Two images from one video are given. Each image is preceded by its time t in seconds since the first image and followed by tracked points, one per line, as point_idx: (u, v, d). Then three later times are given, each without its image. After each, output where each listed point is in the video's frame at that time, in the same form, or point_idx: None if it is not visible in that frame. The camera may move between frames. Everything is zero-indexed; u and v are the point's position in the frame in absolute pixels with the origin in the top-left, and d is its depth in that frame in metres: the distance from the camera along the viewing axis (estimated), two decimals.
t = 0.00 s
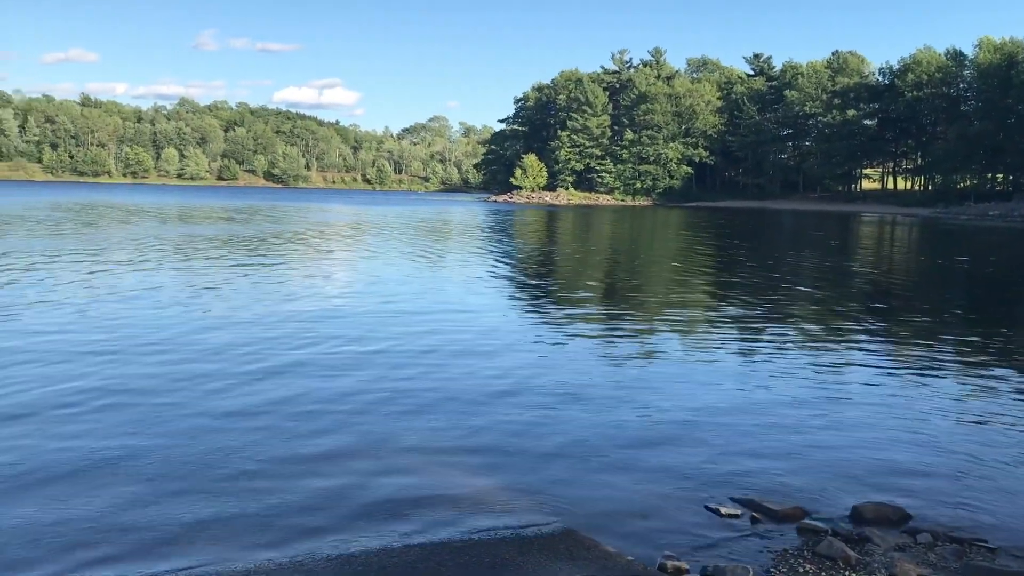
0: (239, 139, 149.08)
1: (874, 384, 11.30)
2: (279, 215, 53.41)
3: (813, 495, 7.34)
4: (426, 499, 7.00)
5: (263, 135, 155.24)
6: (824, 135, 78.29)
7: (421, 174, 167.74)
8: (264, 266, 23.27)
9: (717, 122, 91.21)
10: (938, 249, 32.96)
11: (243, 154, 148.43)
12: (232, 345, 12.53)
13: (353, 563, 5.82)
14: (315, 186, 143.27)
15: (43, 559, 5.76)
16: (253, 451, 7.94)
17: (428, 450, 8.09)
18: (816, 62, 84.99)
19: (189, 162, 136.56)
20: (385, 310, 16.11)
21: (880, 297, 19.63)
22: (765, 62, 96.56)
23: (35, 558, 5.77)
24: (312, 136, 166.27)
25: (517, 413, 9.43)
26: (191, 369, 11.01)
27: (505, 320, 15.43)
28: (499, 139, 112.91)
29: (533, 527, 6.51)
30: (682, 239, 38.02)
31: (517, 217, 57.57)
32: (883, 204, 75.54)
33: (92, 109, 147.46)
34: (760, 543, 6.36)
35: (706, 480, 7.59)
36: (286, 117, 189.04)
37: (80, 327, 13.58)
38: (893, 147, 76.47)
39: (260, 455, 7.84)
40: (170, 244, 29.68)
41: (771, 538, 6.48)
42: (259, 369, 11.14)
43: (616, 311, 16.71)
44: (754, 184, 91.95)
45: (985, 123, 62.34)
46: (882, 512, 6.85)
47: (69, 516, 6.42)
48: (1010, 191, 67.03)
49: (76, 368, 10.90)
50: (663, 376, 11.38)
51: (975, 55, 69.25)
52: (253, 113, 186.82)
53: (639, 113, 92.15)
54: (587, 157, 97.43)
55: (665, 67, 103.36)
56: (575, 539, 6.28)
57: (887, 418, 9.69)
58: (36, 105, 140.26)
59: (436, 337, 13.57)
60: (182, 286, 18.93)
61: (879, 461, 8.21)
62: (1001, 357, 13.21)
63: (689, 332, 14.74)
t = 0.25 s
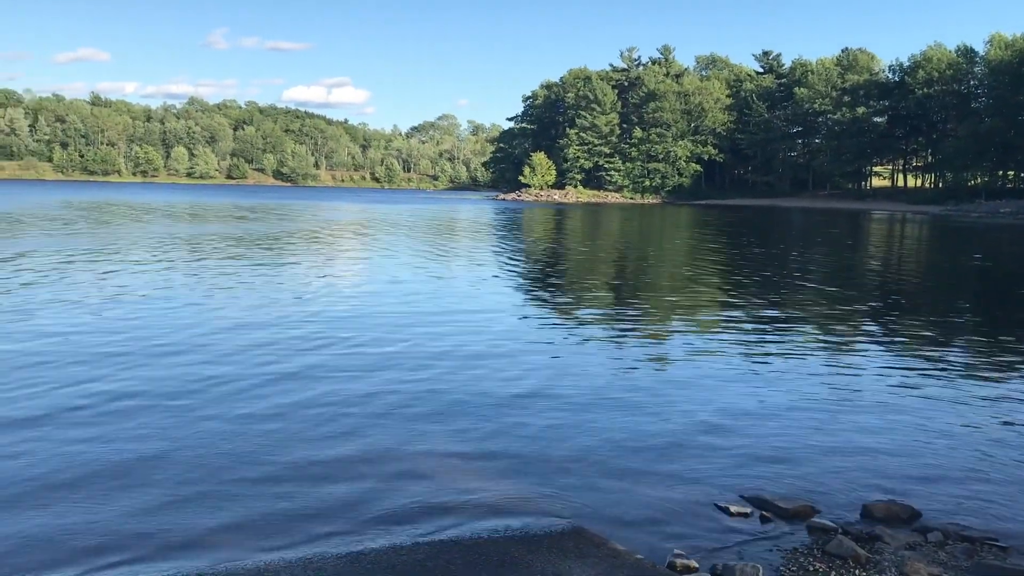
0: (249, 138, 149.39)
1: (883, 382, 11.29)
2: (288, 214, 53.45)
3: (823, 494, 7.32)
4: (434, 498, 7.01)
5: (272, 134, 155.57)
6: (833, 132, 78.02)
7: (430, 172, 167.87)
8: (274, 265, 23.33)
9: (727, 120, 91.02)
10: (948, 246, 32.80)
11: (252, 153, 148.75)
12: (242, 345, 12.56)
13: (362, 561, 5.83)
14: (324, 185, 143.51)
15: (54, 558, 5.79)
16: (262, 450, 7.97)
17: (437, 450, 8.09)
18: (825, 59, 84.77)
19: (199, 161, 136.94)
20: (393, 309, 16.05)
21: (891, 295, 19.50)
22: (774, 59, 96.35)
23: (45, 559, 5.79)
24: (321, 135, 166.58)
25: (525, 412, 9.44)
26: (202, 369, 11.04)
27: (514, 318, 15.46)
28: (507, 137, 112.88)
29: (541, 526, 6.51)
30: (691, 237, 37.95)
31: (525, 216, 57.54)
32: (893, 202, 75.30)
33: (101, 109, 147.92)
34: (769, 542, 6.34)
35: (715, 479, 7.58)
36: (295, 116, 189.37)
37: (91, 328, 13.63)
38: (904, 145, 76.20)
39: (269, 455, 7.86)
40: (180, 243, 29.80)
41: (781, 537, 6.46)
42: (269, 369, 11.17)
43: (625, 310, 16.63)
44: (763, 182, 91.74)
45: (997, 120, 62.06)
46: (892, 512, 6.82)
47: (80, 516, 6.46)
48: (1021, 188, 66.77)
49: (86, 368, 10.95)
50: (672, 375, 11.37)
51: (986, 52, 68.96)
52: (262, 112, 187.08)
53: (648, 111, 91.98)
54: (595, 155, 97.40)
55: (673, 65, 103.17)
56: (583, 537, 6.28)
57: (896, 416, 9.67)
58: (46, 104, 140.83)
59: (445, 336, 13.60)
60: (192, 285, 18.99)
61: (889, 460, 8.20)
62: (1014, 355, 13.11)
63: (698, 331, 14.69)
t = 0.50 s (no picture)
0: (255, 138, 149.65)
1: (889, 381, 11.28)
2: (294, 212, 53.59)
3: (829, 493, 7.31)
4: (440, 496, 7.02)
5: (278, 133, 155.82)
6: (840, 131, 77.82)
7: (435, 172, 168.08)
8: (280, 264, 23.39)
9: (733, 119, 90.94)
10: (955, 246, 32.71)
11: (258, 153, 149.00)
12: (247, 343, 12.58)
13: (368, 560, 5.85)
14: (330, 185, 143.68)
15: (59, 557, 5.80)
16: (267, 448, 7.98)
17: (442, 447, 8.14)
18: (832, 58, 84.69)
19: (205, 160, 137.18)
20: (398, 308, 16.02)
21: (897, 295, 19.40)
22: (780, 58, 96.28)
23: (51, 557, 5.81)
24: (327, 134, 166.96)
25: (531, 411, 9.44)
26: (207, 367, 11.08)
27: (520, 317, 15.48)
28: (513, 136, 112.94)
29: (546, 525, 6.51)
30: (697, 236, 37.95)
31: (531, 215, 57.57)
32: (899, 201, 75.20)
33: (108, 108, 148.17)
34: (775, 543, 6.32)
35: (720, 477, 7.59)
36: (301, 116, 189.59)
37: (97, 326, 13.67)
38: (911, 144, 76.12)
39: (275, 452, 7.87)
40: (187, 242, 29.90)
41: (786, 536, 6.46)
42: (274, 367, 11.18)
43: (629, 309, 16.59)
44: (769, 181, 91.62)
45: (1004, 119, 61.88)
46: (898, 511, 6.81)
47: (85, 514, 6.48)
48: None
49: (91, 366, 10.98)
50: (677, 373, 11.37)
51: (993, 50, 68.84)
52: (268, 112, 187.40)
53: (655, 110, 91.90)
54: (602, 154, 97.51)
55: (679, 64, 103.05)
56: (588, 536, 6.29)
57: (902, 415, 9.66)
58: (53, 104, 141.25)
59: (451, 334, 13.63)
60: (199, 284, 19.04)
61: (895, 458, 8.18)
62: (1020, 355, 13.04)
63: (703, 330, 14.66)
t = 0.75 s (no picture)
0: (257, 139, 149.66)
1: (890, 381, 11.30)
2: (296, 213, 53.62)
3: (831, 495, 7.32)
4: (441, 498, 7.02)
5: (280, 133, 155.94)
6: (841, 132, 77.21)
7: (437, 172, 168.06)
8: (281, 264, 23.45)
9: (734, 120, 90.86)
10: (957, 247, 32.62)
11: (260, 154, 149.00)
12: (248, 345, 12.59)
13: (370, 561, 5.85)
14: (332, 186, 143.66)
15: (60, 559, 5.79)
16: (269, 450, 7.98)
17: (444, 449, 8.15)
18: (834, 59, 84.64)
19: (207, 161, 137.22)
20: (399, 310, 16.00)
21: (899, 296, 19.33)
22: (782, 59, 96.25)
23: (51, 560, 5.80)
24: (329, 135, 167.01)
25: (532, 412, 9.45)
26: (210, 369, 11.08)
27: (521, 318, 15.53)
28: (515, 137, 112.90)
29: (548, 526, 6.51)
30: (698, 237, 37.90)
31: (533, 216, 57.59)
32: (901, 202, 75.08)
33: (110, 109, 148.25)
34: (776, 544, 6.32)
35: (721, 478, 7.59)
36: (303, 117, 189.62)
37: (97, 328, 13.67)
38: (913, 146, 76.05)
39: (275, 455, 7.87)
40: (190, 243, 29.94)
41: (788, 536, 6.46)
42: (275, 369, 11.19)
43: (631, 311, 16.56)
44: (771, 183, 91.62)
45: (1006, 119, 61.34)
46: (899, 512, 6.81)
47: (85, 516, 6.47)
48: None
49: (92, 369, 10.98)
50: (678, 374, 11.39)
51: (995, 51, 68.71)
52: (270, 113, 187.44)
53: (656, 111, 91.81)
54: (604, 155, 97.61)
55: (681, 65, 103.04)
56: (591, 537, 6.28)
57: (903, 416, 9.66)
58: (55, 105, 141.36)
59: (452, 335, 13.66)
60: (201, 285, 19.06)
61: (895, 460, 8.19)
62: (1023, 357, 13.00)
63: (705, 331, 14.64)
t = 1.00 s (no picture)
0: (258, 140, 149.76)
1: (892, 382, 11.29)
2: (299, 214, 53.70)
3: (830, 493, 7.35)
4: (445, 498, 7.00)
5: (282, 134, 156.06)
6: (843, 133, 77.31)
7: (439, 173, 168.19)
8: (284, 265, 23.52)
9: (736, 121, 90.86)
10: (959, 248, 32.60)
11: (262, 155, 149.09)
12: (250, 344, 12.59)
13: (372, 561, 5.85)
14: (334, 186, 143.73)
15: (65, 557, 5.79)
16: (271, 449, 7.99)
17: (446, 448, 8.14)
18: (836, 60, 84.67)
19: (209, 162, 137.38)
20: (400, 310, 16.00)
21: (901, 297, 19.30)
22: (784, 60, 96.28)
23: (53, 558, 5.78)
24: (331, 136, 167.16)
25: (535, 412, 9.44)
26: (212, 369, 11.09)
27: (523, 318, 15.56)
28: (517, 138, 112.95)
29: (550, 526, 6.50)
30: (700, 238, 37.91)
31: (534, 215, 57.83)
32: (903, 202, 75.03)
33: (112, 110, 148.46)
34: (779, 545, 6.32)
35: (724, 478, 7.58)
36: (305, 117, 189.77)
37: (98, 327, 13.66)
38: (915, 146, 76.08)
39: (277, 454, 7.88)
40: (193, 243, 29.98)
41: (790, 538, 6.44)
42: (276, 368, 11.22)
43: (633, 312, 16.55)
44: (773, 183, 91.58)
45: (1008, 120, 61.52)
46: (901, 512, 6.81)
47: (86, 515, 6.47)
48: None
49: (92, 366, 10.99)
50: (680, 374, 11.42)
51: (997, 52, 68.68)
52: (272, 113, 187.70)
53: (658, 112, 91.81)
54: (605, 156, 97.61)
55: (683, 65, 103.05)
56: (593, 538, 6.27)
57: (905, 417, 9.66)
58: (58, 106, 141.52)
59: (454, 336, 13.66)
60: (203, 285, 19.09)
61: (897, 458, 8.22)
62: None
63: (707, 332, 14.64)
